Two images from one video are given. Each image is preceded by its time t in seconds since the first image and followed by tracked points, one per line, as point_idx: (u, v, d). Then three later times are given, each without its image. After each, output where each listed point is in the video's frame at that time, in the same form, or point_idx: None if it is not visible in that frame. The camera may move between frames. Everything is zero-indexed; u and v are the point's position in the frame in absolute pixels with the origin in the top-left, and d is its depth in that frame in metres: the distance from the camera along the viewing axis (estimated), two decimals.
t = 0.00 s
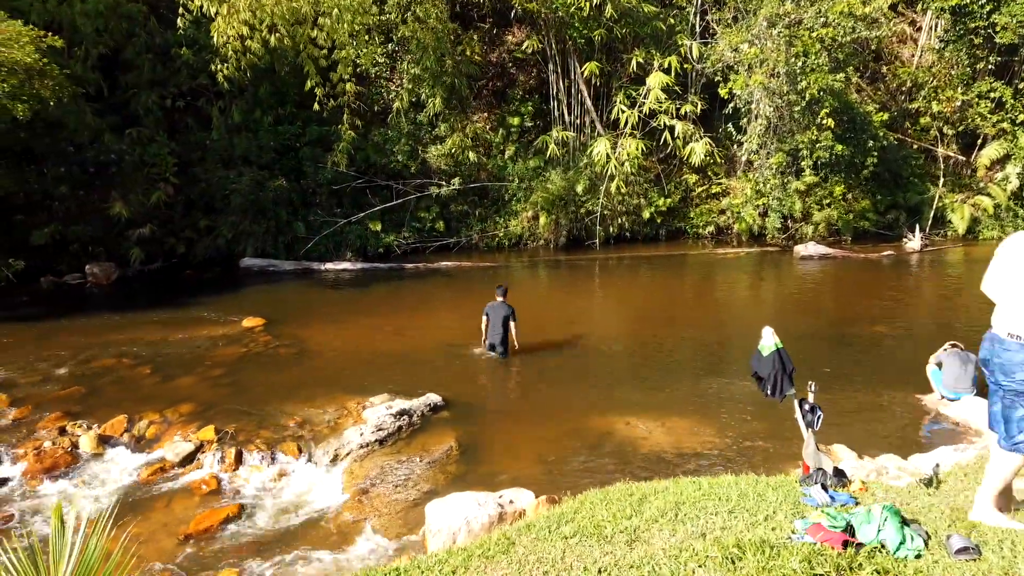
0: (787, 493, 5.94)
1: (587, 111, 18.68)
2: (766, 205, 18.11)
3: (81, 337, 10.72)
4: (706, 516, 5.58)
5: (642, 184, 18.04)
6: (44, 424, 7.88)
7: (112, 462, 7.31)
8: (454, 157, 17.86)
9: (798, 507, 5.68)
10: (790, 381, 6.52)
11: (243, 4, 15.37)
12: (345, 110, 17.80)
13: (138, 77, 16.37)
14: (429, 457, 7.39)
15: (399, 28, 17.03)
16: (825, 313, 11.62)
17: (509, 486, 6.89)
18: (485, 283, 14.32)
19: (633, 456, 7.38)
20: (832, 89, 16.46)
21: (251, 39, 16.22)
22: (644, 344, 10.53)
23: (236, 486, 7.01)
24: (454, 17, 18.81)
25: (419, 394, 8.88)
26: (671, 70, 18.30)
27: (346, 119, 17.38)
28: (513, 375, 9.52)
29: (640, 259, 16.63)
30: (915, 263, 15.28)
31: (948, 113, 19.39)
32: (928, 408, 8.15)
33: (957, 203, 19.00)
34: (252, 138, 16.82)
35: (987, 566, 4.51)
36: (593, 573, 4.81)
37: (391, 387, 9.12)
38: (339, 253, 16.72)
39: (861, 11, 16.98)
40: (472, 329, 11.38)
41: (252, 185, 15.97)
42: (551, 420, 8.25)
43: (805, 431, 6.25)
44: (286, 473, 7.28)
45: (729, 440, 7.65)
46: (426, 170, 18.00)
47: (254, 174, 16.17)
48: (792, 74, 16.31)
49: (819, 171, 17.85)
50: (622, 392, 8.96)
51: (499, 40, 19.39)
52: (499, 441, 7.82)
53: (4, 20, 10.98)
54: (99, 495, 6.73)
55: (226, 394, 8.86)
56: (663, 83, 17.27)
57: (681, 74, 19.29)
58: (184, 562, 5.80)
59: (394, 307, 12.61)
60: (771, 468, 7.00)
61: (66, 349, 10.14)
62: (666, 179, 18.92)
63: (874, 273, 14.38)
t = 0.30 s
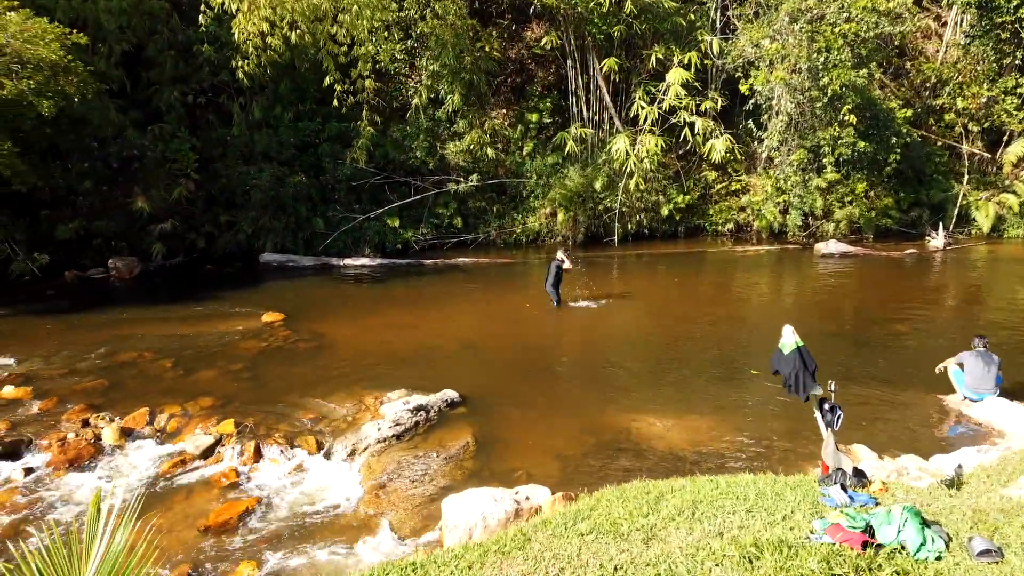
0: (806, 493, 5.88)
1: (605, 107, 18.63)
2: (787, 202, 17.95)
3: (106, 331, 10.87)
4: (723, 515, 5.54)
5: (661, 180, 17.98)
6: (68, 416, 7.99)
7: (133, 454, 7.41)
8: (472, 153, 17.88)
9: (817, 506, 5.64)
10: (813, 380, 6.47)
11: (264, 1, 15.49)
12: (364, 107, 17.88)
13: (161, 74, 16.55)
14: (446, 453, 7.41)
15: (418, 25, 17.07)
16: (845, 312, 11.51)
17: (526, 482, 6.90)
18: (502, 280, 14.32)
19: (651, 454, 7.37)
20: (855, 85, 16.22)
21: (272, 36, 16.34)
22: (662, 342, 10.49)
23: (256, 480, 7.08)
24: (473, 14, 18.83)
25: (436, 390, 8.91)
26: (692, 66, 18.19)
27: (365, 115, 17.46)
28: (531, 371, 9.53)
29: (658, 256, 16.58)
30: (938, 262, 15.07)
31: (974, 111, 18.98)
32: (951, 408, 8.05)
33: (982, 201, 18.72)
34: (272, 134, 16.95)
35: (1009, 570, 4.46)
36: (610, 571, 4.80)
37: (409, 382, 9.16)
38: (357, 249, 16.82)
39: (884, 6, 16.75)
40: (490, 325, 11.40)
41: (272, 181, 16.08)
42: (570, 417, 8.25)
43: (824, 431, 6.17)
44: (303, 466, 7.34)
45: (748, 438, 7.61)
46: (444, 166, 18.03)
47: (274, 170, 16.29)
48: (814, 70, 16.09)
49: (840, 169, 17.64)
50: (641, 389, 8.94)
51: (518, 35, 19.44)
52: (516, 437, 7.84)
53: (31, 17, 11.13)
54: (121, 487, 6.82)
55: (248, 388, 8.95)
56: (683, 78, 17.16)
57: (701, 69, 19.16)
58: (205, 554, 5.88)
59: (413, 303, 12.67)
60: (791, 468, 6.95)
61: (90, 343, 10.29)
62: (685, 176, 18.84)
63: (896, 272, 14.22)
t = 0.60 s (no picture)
0: (825, 493, 5.83)
1: (624, 103, 18.56)
2: (807, 199, 17.81)
3: (129, 325, 10.99)
4: (741, 514, 5.51)
5: (680, 177, 17.95)
6: (90, 409, 8.09)
7: (154, 447, 7.50)
8: (490, 149, 17.88)
9: (836, 507, 5.59)
10: (833, 378, 6.27)
11: None
12: (383, 103, 17.96)
13: (183, 71, 16.70)
14: (462, 448, 7.43)
15: (438, 21, 17.10)
16: (867, 310, 11.41)
17: (543, 478, 6.91)
18: (520, 276, 14.32)
19: (669, 451, 7.35)
20: (878, 81, 15.91)
21: (292, 32, 16.44)
22: (680, 340, 10.45)
23: (274, 473, 7.14)
24: (492, 10, 18.84)
25: (454, 385, 8.94)
26: (712, 62, 18.08)
27: (384, 111, 17.56)
28: (549, 367, 9.55)
29: (676, 253, 16.50)
30: (962, 261, 14.84)
31: (1000, 107, 18.80)
32: (974, 408, 7.94)
33: (1007, 198, 18.41)
34: (292, 130, 17.08)
35: None
36: (626, 569, 4.79)
37: (428, 377, 9.21)
38: (375, 245, 16.90)
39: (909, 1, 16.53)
40: (508, 321, 11.43)
41: (292, 177, 16.18)
42: (587, 414, 8.24)
43: (844, 429, 6.09)
44: (322, 460, 7.39)
45: (768, 436, 7.57)
46: (462, 162, 18.05)
47: (293, 166, 16.40)
48: (836, 65, 15.97)
49: (863, 166, 17.42)
50: (660, 387, 8.90)
51: (538, 31, 19.46)
52: (533, 433, 7.84)
53: (56, 15, 11.28)
54: (142, 479, 6.91)
55: (268, 382, 9.02)
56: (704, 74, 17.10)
57: (721, 65, 19.05)
58: (224, 546, 5.94)
59: (431, 298, 12.71)
60: (811, 467, 6.90)
61: (113, 336, 10.44)
62: (704, 173, 18.75)
63: (918, 270, 14.05)
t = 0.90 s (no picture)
0: (844, 493, 5.77)
1: (644, 100, 18.48)
2: (829, 196, 17.56)
3: (151, 319, 11.13)
4: (758, 514, 5.47)
5: (699, 173, 17.83)
6: (113, 402, 8.20)
7: (174, 439, 7.59)
8: (508, 146, 17.85)
9: (855, 507, 5.53)
10: (853, 377, 6.18)
11: None
12: (402, 100, 18.01)
13: (205, 68, 16.85)
14: (479, 444, 7.44)
15: (457, 18, 17.12)
16: (889, 309, 11.28)
17: (560, 475, 6.90)
18: (537, 273, 14.31)
19: (688, 449, 7.32)
20: (902, 76, 15.74)
21: (313, 29, 16.53)
22: (699, 337, 10.40)
23: (292, 467, 7.20)
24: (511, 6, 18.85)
25: (471, 382, 8.96)
26: (733, 58, 17.96)
27: (403, 107, 17.59)
28: (568, 364, 9.55)
29: (694, 250, 16.41)
30: (986, 260, 14.61)
31: None
32: (998, 409, 7.83)
33: None
34: (312, 126, 17.17)
35: None
36: (643, 566, 4.77)
37: (446, 373, 9.24)
38: (394, 241, 16.96)
39: None
40: (526, 317, 11.44)
41: (311, 173, 16.27)
42: (605, 412, 8.22)
43: (864, 429, 6.02)
44: (339, 455, 7.44)
45: (788, 435, 7.51)
46: (480, 158, 18.06)
47: (311, 162, 16.49)
48: (860, 60, 15.70)
49: (886, 162, 17.19)
50: (678, 385, 8.85)
51: (557, 27, 19.44)
52: (551, 430, 7.84)
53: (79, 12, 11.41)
54: (162, 471, 6.99)
55: (289, 377, 9.10)
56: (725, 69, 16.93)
57: (742, 61, 18.90)
58: (243, 538, 6.01)
59: (450, 294, 12.75)
60: (832, 467, 6.83)
61: (134, 330, 10.57)
62: (724, 170, 18.66)
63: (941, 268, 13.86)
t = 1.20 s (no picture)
0: (864, 493, 5.72)
1: (663, 96, 18.39)
2: (850, 194, 17.38)
3: (172, 313, 11.25)
4: (777, 513, 5.43)
5: (719, 170, 17.72)
6: (135, 394, 8.30)
7: (194, 433, 7.67)
8: (526, 143, 17.82)
9: (876, 508, 5.48)
10: (873, 376, 6.13)
11: None
12: (420, 96, 18.04)
13: (225, 64, 16.99)
14: (496, 440, 7.45)
15: (476, 14, 17.13)
16: (912, 309, 11.13)
17: (576, 473, 6.89)
18: (555, 270, 14.29)
19: (706, 448, 7.27)
20: (926, 73, 15.65)
21: (331, 25, 16.60)
22: (718, 335, 10.33)
23: (310, 461, 7.25)
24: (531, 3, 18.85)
25: (489, 378, 8.97)
26: (754, 53, 17.84)
27: (421, 104, 17.61)
28: (586, 361, 9.52)
29: (713, 248, 16.29)
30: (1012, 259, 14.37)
31: None
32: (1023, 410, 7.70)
33: None
34: (331, 122, 17.26)
35: None
36: (660, 564, 4.76)
37: (464, 369, 9.25)
38: (412, 237, 17.01)
39: None
40: (543, 314, 11.43)
41: (328, 169, 16.35)
42: (622, 409, 8.20)
43: (885, 430, 5.94)
44: (356, 449, 7.48)
45: (808, 435, 7.44)
46: (498, 155, 17.98)
47: (328, 158, 16.56)
48: (883, 56, 15.52)
49: (909, 160, 16.97)
50: (696, 384, 8.80)
51: (575, 24, 19.40)
52: (568, 428, 7.83)
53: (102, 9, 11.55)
54: (183, 464, 7.07)
55: (309, 371, 9.15)
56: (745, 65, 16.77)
57: (763, 57, 18.76)
58: (261, 530, 6.06)
59: (468, 291, 12.76)
60: (853, 467, 6.76)
61: (155, 324, 10.69)
62: (744, 167, 18.57)
63: (964, 267, 13.65)
